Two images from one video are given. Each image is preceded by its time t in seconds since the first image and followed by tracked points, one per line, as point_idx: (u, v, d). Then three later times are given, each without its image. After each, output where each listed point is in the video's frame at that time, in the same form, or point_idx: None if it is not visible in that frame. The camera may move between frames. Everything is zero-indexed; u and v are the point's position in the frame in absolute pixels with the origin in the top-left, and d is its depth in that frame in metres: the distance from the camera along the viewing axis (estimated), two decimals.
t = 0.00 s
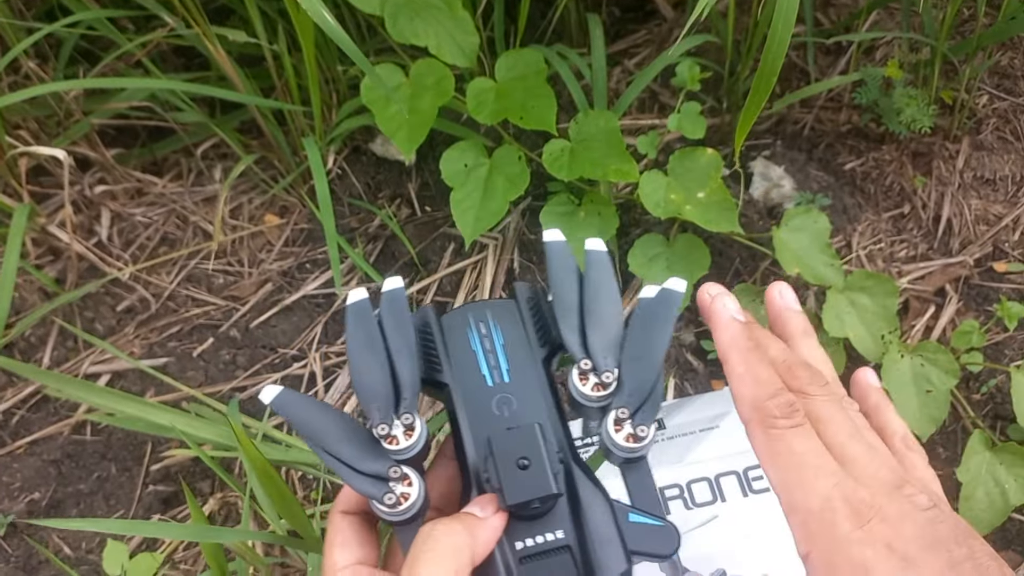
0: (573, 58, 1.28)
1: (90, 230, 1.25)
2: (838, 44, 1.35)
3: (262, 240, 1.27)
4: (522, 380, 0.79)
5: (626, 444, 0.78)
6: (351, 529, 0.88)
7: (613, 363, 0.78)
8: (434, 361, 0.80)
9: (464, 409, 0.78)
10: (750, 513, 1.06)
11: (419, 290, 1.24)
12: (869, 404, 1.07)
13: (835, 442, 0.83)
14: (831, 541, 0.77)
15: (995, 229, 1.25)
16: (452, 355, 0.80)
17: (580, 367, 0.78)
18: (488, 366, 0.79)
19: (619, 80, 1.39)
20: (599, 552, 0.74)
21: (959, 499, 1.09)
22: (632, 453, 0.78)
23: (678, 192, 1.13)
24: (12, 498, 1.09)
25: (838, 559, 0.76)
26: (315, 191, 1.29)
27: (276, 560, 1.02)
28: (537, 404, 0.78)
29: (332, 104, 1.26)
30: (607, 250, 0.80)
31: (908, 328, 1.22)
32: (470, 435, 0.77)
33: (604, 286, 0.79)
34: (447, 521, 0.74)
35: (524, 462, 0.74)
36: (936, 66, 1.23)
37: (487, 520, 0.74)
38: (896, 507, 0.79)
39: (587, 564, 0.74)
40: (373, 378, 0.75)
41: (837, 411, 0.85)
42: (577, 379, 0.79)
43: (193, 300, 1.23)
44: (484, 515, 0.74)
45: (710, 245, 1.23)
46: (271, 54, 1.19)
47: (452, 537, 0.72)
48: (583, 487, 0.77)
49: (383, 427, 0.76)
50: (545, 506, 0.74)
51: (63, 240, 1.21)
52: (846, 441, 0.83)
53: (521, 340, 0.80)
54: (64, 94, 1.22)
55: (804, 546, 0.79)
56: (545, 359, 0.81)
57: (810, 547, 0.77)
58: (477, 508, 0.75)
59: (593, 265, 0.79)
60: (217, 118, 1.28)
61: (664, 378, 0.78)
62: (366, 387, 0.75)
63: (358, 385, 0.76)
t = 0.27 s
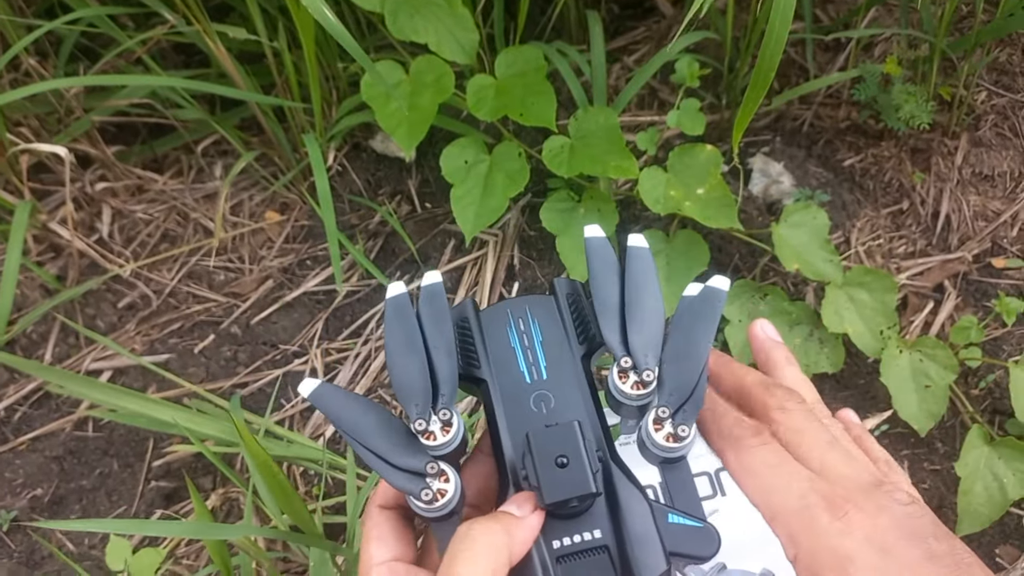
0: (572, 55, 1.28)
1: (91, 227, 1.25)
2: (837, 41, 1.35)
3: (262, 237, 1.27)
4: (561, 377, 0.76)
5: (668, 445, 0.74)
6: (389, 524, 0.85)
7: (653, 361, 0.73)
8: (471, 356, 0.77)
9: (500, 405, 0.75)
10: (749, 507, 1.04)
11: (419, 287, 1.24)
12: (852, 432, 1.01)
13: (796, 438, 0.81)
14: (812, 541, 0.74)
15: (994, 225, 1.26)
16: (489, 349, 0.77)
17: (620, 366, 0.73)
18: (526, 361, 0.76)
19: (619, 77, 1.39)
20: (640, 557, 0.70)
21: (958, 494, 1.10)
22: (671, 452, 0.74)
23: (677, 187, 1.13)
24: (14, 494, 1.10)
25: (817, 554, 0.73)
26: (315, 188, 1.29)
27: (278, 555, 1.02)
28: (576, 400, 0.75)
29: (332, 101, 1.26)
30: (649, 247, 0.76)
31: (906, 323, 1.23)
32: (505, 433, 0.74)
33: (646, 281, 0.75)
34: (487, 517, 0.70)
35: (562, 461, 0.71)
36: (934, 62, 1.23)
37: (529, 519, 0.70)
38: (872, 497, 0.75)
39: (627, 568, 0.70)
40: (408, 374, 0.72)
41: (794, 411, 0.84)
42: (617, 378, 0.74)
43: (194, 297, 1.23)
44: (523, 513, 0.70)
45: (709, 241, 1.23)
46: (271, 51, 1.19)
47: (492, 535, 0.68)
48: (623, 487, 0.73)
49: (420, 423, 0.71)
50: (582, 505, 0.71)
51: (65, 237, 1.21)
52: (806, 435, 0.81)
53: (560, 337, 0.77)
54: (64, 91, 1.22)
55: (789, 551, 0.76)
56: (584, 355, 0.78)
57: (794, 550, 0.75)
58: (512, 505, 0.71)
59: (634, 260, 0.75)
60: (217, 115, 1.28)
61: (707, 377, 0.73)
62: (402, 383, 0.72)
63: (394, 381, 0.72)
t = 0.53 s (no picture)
0: (574, 53, 1.28)
1: (95, 224, 1.26)
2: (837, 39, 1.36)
3: (265, 235, 1.28)
4: (560, 371, 0.76)
5: (667, 435, 0.74)
6: (391, 519, 0.86)
7: (652, 354, 0.73)
8: (470, 351, 0.78)
9: (500, 398, 0.75)
10: (749, 502, 1.04)
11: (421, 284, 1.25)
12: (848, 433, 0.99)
13: (796, 431, 0.83)
14: (813, 528, 0.74)
15: (994, 223, 1.26)
16: (488, 342, 0.77)
17: (618, 358, 0.74)
18: (525, 355, 0.76)
19: (620, 75, 1.40)
20: (642, 547, 0.70)
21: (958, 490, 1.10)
22: (671, 444, 0.74)
23: (678, 185, 1.13)
24: (18, 490, 1.10)
25: (820, 544, 0.74)
26: (318, 185, 1.29)
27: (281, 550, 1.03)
28: (575, 393, 0.75)
29: (334, 99, 1.27)
30: (645, 240, 0.76)
31: (907, 320, 1.23)
32: (505, 426, 0.74)
33: (643, 274, 0.75)
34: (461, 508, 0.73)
35: (562, 452, 0.70)
36: (934, 60, 1.24)
37: (501, 507, 0.72)
38: (872, 487, 0.76)
39: (627, 558, 0.70)
40: (408, 369, 0.72)
41: (795, 403, 0.85)
42: (614, 370, 0.74)
43: (196, 294, 1.24)
44: (495, 502, 0.72)
45: (710, 239, 1.24)
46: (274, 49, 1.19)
47: (463, 529, 0.71)
48: (622, 478, 0.73)
49: (420, 418, 0.72)
50: (583, 497, 0.70)
51: (68, 234, 1.22)
52: (805, 428, 0.83)
53: (559, 331, 0.77)
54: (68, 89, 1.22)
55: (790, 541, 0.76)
56: (583, 349, 0.78)
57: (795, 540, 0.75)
58: (485, 492, 0.73)
59: (630, 254, 0.75)
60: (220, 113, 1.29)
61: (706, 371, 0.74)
62: (401, 377, 0.72)
63: (394, 376, 0.72)
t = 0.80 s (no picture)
0: (572, 52, 1.29)
1: (94, 223, 1.26)
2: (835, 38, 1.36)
3: (264, 233, 1.28)
4: (563, 351, 0.77)
5: (668, 411, 0.75)
6: (391, 503, 0.86)
7: (654, 335, 0.74)
8: (474, 334, 0.78)
9: (504, 375, 0.76)
10: (746, 499, 1.05)
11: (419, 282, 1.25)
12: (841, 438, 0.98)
13: (796, 419, 0.84)
14: (812, 505, 0.75)
15: (990, 221, 1.27)
16: (493, 324, 0.78)
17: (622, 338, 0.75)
18: (528, 337, 0.77)
19: (618, 74, 1.40)
20: (643, 521, 0.71)
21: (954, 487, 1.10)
22: (675, 421, 0.76)
23: (676, 183, 1.14)
24: (18, 487, 1.11)
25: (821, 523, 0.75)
26: (317, 184, 1.30)
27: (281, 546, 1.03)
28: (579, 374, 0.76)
29: (333, 98, 1.27)
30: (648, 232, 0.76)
31: (904, 318, 1.24)
32: (507, 402, 0.75)
33: (647, 261, 0.75)
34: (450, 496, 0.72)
35: (565, 416, 0.69)
36: (932, 59, 1.24)
37: (490, 493, 0.72)
38: (871, 470, 0.77)
39: (627, 530, 0.72)
40: (413, 342, 0.73)
41: (793, 395, 0.87)
42: (618, 350, 0.76)
43: (196, 292, 1.24)
44: (483, 489, 0.72)
45: (708, 237, 1.24)
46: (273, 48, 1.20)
47: (453, 514, 0.70)
48: (622, 454, 0.74)
49: (424, 388, 0.72)
50: (584, 464, 0.70)
51: (68, 233, 1.22)
52: (804, 418, 0.84)
53: (562, 315, 0.78)
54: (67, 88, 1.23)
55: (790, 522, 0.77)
56: (586, 335, 0.79)
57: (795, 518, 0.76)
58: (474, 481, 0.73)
59: (633, 243, 0.75)
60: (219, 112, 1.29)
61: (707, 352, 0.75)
62: (408, 350, 0.73)
63: (401, 355, 0.73)
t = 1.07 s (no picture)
0: (571, 50, 1.29)
1: (95, 220, 1.26)
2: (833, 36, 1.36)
3: (264, 231, 1.28)
4: (563, 344, 0.77)
5: (664, 406, 0.75)
6: (388, 492, 0.86)
7: (654, 329, 0.74)
8: (476, 325, 0.79)
9: (503, 365, 0.76)
10: (744, 495, 1.05)
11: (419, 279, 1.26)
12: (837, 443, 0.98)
13: (796, 415, 0.85)
14: (812, 495, 0.76)
15: (988, 218, 1.27)
16: (495, 315, 0.79)
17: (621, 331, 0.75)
18: (529, 330, 0.77)
19: (617, 72, 1.41)
20: (633, 513, 0.72)
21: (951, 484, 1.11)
22: (672, 415, 0.76)
23: (675, 180, 1.14)
24: (19, 483, 1.11)
25: (822, 512, 0.75)
26: (317, 181, 1.30)
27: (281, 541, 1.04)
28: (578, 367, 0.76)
29: (333, 95, 1.28)
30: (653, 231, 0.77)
31: (902, 315, 1.24)
32: (505, 391, 0.75)
33: (651, 255, 0.76)
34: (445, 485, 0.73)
35: (558, 402, 0.70)
36: (930, 57, 1.24)
37: (485, 481, 0.72)
38: (871, 464, 0.78)
39: (617, 521, 0.72)
40: (412, 327, 0.74)
41: (792, 391, 0.87)
42: (618, 343, 0.76)
43: (196, 289, 1.25)
44: (478, 477, 0.72)
45: (707, 234, 1.25)
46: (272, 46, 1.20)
47: (449, 502, 0.71)
48: (617, 447, 0.75)
49: (422, 371, 0.73)
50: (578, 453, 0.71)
51: (68, 230, 1.23)
52: (803, 413, 0.85)
53: (564, 309, 0.79)
54: (67, 86, 1.23)
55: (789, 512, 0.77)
56: (588, 329, 0.79)
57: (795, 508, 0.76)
58: (468, 468, 0.73)
59: (638, 241, 0.76)
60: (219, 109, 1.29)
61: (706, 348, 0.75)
62: (407, 335, 0.74)
63: (401, 340, 0.74)
